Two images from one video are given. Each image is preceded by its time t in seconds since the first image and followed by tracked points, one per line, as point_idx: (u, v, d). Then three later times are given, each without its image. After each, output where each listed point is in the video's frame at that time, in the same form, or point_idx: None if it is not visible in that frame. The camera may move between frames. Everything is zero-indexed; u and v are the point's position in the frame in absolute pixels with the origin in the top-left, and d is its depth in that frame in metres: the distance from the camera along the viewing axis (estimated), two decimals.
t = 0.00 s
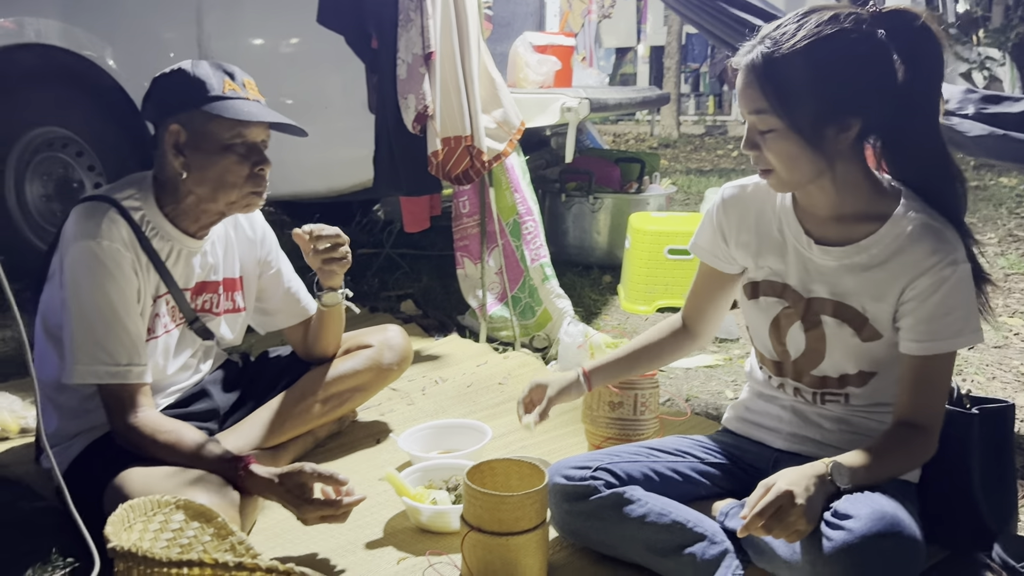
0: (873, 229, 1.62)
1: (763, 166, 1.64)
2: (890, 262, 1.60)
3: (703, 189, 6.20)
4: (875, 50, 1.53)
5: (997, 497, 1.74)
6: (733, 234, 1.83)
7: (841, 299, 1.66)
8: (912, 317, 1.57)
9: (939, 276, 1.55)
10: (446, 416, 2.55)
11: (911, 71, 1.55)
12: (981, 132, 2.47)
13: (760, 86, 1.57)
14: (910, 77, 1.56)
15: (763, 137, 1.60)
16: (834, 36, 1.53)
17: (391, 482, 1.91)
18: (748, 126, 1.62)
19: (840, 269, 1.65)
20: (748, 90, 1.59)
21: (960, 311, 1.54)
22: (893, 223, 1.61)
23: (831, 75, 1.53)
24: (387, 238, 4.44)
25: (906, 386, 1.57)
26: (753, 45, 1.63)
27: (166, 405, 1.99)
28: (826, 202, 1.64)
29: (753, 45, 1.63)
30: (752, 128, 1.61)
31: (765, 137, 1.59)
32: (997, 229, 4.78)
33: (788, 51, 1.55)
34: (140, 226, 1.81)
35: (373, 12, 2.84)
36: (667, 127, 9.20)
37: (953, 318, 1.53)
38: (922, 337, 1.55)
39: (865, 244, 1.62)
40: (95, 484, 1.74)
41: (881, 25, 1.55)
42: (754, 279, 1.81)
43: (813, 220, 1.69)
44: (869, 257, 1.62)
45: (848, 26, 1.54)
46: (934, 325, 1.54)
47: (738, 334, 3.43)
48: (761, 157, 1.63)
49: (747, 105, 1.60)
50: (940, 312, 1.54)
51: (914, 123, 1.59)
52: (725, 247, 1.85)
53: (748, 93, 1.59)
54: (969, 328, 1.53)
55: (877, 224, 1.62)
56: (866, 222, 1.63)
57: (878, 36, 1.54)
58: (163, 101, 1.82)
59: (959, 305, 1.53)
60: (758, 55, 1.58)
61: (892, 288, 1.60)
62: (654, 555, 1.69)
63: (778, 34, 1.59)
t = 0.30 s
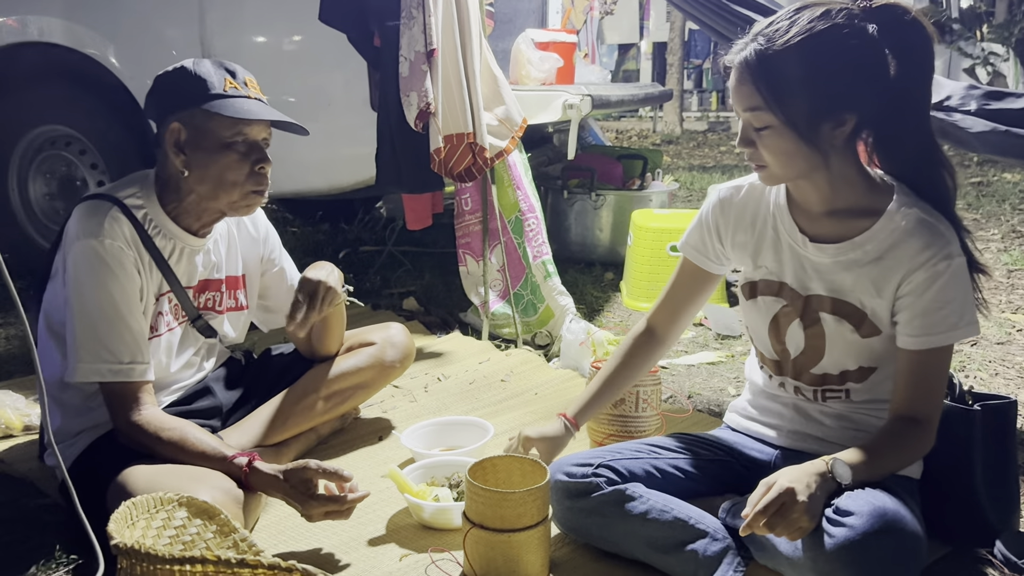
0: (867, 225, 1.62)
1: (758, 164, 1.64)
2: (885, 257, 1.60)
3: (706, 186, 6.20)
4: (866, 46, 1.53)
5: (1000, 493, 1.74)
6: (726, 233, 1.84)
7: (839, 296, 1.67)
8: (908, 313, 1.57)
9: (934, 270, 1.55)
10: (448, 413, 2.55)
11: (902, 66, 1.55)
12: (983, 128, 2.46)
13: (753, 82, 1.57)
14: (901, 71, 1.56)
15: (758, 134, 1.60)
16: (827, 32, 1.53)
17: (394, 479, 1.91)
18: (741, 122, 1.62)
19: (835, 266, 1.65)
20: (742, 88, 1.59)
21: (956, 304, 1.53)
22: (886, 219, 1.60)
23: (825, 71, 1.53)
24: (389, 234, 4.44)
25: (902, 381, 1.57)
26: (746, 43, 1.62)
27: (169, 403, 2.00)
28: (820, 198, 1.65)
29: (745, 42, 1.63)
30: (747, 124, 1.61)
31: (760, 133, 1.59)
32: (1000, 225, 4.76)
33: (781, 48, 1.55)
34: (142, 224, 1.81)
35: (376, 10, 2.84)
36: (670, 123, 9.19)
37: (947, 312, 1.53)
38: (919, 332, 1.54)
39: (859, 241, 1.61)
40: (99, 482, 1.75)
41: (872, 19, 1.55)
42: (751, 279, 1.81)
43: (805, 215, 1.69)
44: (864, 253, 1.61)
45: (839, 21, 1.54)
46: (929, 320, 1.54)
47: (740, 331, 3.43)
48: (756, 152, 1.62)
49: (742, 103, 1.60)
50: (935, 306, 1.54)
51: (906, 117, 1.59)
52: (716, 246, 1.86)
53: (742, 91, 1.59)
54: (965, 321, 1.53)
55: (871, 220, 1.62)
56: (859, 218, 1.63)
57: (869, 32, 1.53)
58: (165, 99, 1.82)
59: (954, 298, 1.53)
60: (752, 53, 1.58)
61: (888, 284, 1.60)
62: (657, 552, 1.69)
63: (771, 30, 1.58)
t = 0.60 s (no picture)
0: (867, 222, 1.61)
1: (758, 160, 1.63)
2: (884, 255, 1.59)
3: (708, 183, 6.19)
4: (867, 42, 1.52)
5: (1003, 491, 1.73)
6: (725, 231, 1.83)
7: (838, 294, 1.66)
8: (908, 310, 1.56)
9: (934, 267, 1.54)
10: (450, 411, 2.55)
11: (904, 62, 1.54)
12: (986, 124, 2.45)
13: (753, 78, 1.56)
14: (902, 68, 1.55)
15: (759, 130, 1.59)
16: (827, 28, 1.53)
17: (395, 477, 1.91)
18: (741, 118, 1.61)
19: (833, 263, 1.64)
20: (742, 84, 1.58)
21: (956, 300, 1.53)
22: (885, 216, 1.60)
23: (825, 67, 1.53)
24: (391, 232, 4.44)
25: (902, 379, 1.56)
26: (746, 39, 1.61)
27: (170, 401, 1.99)
28: (819, 194, 1.64)
29: (746, 38, 1.62)
30: (746, 120, 1.60)
31: (760, 129, 1.58)
32: (1003, 222, 4.74)
33: (782, 43, 1.54)
34: (143, 222, 1.81)
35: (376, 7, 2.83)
36: (672, 120, 9.17)
37: (947, 309, 1.52)
38: (919, 330, 1.54)
39: (858, 238, 1.61)
40: (100, 480, 1.75)
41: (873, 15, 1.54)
42: (751, 277, 1.79)
43: (805, 212, 1.68)
44: (863, 250, 1.61)
45: (840, 16, 1.53)
46: (929, 318, 1.53)
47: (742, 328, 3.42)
48: (758, 150, 1.61)
49: (742, 100, 1.58)
50: (935, 303, 1.53)
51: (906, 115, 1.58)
52: (715, 244, 1.86)
53: (743, 87, 1.58)
54: (966, 319, 1.52)
55: (871, 217, 1.61)
56: (858, 215, 1.62)
57: (870, 27, 1.52)
58: (163, 95, 1.82)
59: (954, 295, 1.52)
60: (753, 48, 1.57)
61: (887, 281, 1.59)
62: (659, 550, 1.69)
63: (772, 26, 1.58)
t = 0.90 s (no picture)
0: (874, 216, 1.59)
1: (769, 153, 1.60)
2: (890, 250, 1.57)
3: (709, 181, 6.16)
4: (886, 34, 1.50)
5: (1011, 490, 1.70)
6: (729, 227, 1.80)
7: (843, 290, 1.63)
8: (916, 307, 1.54)
9: (943, 263, 1.51)
10: (448, 410, 2.52)
11: (921, 58, 1.52)
12: (991, 119, 2.42)
13: (767, 68, 1.53)
14: (918, 63, 1.52)
15: (772, 121, 1.56)
16: (846, 18, 1.49)
17: (392, 476, 1.88)
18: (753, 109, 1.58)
19: (840, 259, 1.62)
20: (756, 73, 1.55)
21: (965, 297, 1.50)
22: (893, 211, 1.57)
23: (842, 59, 1.50)
24: (389, 230, 4.42)
25: (910, 378, 1.54)
26: (762, 27, 1.58)
27: (165, 400, 1.97)
28: (828, 188, 1.61)
29: (761, 27, 1.59)
30: (759, 111, 1.57)
31: (773, 121, 1.55)
32: (1006, 219, 4.71)
33: (800, 32, 1.51)
34: (137, 219, 1.78)
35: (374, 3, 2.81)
36: (673, 118, 9.14)
37: (956, 306, 1.50)
38: (927, 327, 1.51)
39: (865, 233, 1.58)
40: (93, 481, 1.72)
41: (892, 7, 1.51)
42: (755, 272, 1.77)
43: (810, 205, 1.65)
44: (869, 246, 1.58)
45: (860, 7, 1.50)
46: (937, 315, 1.51)
47: (744, 326, 3.39)
48: (770, 142, 1.58)
49: (756, 90, 1.55)
50: (943, 300, 1.50)
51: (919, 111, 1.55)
52: (719, 239, 1.83)
53: (757, 76, 1.55)
54: (975, 317, 1.49)
55: (879, 211, 1.58)
56: (865, 209, 1.60)
57: (890, 19, 1.49)
58: (155, 91, 1.80)
59: (963, 292, 1.50)
60: (769, 37, 1.54)
61: (895, 278, 1.57)
62: (660, 551, 1.66)
63: (788, 15, 1.55)
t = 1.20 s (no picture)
0: (887, 217, 1.57)
1: (784, 150, 1.59)
2: (904, 252, 1.55)
3: (717, 182, 6.14)
4: (909, 32, 1.48)
5: None
6: (741, 231, 1.78)
7: (854, 291, 1.61)
8: (929, 311, 1.52)
9: (956, 268, 1.50)
10: (455, 413, 2.51)
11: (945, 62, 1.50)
12: (1003, 118, 2.40)
13: (787, 65, 1.53)
14: (940, 65, 1.50)
15: (789, 117, 1.54)
16: (869, 17, 1.48)
17: (398, 481, 1.86)
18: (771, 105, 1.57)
19: (852, 259, 1.60)
20: (775, 69, 1.54)
21: (979, 303, 1.48)
22: (907, 212, 1.56)
23: (864, 58, 1.49)
24: (396, 233, 4.41)
25: (922, 382, 1.52)
26: (784, 22, 1.58)
27: (171, 403, 1.96)
28: (843, 185, 1.59)
29: (784, 22, 1.58)
30: (776, 108, 1.56)
31: (790, 117, 1.54)
32: (1017, 219, 4.68)
33: (821, 29, 1.50)
34: (142, 221, 1.78)
35: (380, 5, 2.80)
36: (680, 120, 9.12)
37: (970, 311, 1.48)
38: (940, 331, 1.49)
39: (878, 234, 1.57)
40: (98, 485, 1.72)
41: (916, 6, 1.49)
42: (766, 271, 1.76)
43: (823, 204, 1.64)
44: (882, 247, 1.57)
45: (884, 6, 1.48)
46: (950, 320, 1.49)
47: (752, 328, 3.37)
48: (785, 139, 1.57)
49: (774, 86, 1.55)
50: (956, 305, 1.49)
51: (938, 114, 1.53)
52: (735, 245, 1.81)
53: (775, 72, 1.54)
54: (988, 323, 1.48)
55: (893, 212, 1.57)
56: (879, 210, 1.58)
57: (915, 18, 1.47)
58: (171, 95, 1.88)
59: (977, 297, 1.48)
60: (791, 33, 1.53)
61: (907, 281, 1.55)
62: (669, 555, 1.65)
63: (810, 12, 1.54)
